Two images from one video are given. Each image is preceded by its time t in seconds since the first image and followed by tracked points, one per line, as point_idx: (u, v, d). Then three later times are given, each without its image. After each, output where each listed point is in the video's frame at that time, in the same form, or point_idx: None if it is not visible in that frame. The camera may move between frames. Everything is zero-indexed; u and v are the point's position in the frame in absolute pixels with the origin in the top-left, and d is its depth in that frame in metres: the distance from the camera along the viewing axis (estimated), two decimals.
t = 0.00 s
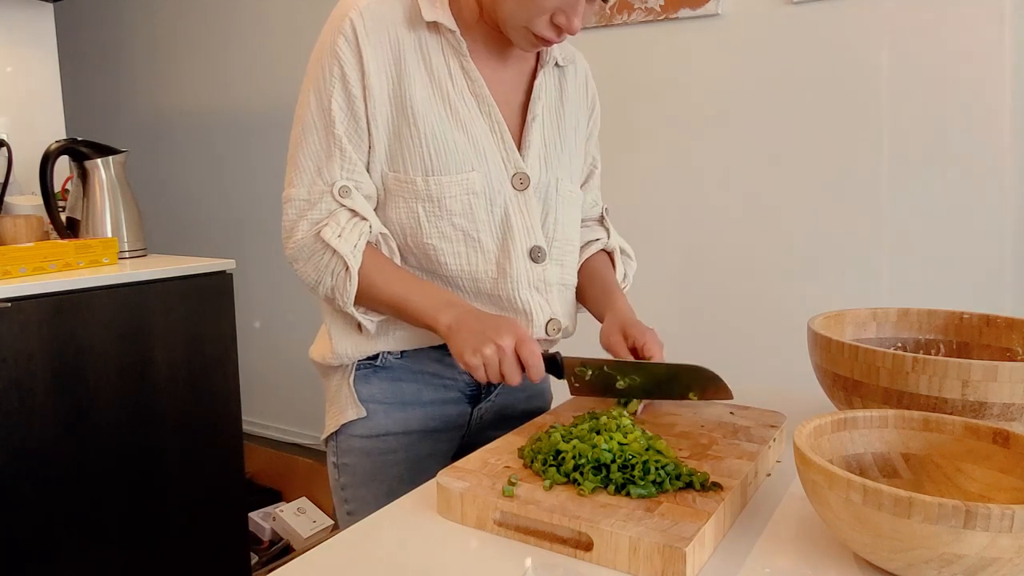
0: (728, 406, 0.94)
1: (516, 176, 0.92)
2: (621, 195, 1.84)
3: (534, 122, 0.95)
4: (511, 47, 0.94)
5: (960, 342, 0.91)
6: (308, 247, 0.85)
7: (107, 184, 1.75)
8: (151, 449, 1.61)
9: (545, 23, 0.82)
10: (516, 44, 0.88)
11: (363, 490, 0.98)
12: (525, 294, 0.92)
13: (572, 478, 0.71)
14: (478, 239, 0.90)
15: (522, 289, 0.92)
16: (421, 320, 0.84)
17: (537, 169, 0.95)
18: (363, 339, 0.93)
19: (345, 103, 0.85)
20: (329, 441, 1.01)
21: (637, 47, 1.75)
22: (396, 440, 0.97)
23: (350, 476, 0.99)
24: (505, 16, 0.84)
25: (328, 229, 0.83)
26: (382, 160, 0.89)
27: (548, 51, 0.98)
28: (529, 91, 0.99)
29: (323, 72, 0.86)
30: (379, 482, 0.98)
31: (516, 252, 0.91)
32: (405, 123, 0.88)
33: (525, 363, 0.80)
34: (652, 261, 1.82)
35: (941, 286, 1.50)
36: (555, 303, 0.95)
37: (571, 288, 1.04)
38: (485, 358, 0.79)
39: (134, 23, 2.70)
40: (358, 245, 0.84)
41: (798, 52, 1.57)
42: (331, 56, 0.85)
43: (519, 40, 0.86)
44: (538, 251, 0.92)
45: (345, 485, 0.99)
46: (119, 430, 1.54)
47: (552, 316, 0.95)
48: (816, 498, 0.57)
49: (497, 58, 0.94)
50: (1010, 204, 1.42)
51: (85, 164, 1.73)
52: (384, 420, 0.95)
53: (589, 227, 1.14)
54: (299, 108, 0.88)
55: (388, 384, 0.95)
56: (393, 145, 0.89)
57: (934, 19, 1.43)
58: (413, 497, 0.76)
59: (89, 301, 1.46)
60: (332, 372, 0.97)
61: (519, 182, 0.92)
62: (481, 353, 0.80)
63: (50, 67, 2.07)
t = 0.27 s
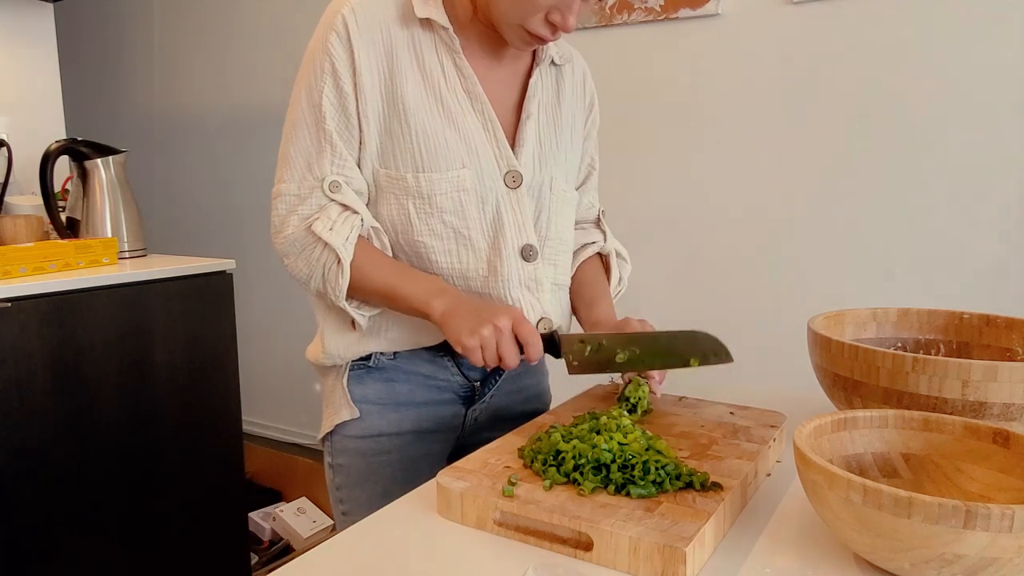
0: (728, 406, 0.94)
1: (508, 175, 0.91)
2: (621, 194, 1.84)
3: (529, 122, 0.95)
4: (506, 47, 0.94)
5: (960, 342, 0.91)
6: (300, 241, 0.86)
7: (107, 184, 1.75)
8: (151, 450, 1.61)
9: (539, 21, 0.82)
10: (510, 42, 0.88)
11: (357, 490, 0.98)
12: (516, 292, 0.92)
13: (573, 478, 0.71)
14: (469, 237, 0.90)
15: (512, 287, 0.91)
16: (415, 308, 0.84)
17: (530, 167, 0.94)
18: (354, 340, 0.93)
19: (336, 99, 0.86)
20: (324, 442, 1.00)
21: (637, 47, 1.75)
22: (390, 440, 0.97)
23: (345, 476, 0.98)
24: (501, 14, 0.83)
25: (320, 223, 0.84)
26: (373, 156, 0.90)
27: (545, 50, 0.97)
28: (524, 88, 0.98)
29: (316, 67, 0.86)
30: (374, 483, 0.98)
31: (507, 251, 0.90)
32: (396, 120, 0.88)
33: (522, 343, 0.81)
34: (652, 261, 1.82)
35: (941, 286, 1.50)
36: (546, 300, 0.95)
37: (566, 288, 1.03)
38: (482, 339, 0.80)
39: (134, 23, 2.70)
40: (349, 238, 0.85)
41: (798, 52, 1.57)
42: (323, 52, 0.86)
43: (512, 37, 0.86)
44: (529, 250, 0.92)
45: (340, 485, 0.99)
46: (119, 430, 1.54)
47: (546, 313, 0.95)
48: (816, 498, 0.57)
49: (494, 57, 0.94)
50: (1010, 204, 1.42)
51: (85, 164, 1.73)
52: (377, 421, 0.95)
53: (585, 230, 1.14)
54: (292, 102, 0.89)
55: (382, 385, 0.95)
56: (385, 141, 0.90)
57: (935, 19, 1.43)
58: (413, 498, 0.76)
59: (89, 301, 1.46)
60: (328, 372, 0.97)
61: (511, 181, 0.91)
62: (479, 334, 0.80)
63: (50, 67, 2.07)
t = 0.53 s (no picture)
0: (728, 406, 0.94)
1: (509, 173, 0.91)
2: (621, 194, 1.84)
3: (530, 118, 0.95)
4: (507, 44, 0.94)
5: (960, 342, 0.91)
6: (304, 237, 0.85)
7: (107, 183, 1.75)
8: (151, 450, 1.61)
9: (542, 17, 0.82)
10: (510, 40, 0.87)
11: (355, 492, 0.98)
12: (515, 291, 0.91)
13: (572, 478, 0.71)
14: (470, 235, 0.90)
15: (512, 286, 0.91)
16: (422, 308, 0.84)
17: (531, 165, 0.94)
18: (351, 343, 0.93)
19: (339, 94, 0.86)
20: (321, 444, 1.00)
21: (637, 47, 1.75)
22: (387, 442, 0.97)
23: (342, 478, 0.98)
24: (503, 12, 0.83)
25: (327, 219, 0.83)
26: (374, 153, 0.90)
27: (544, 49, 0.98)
28: (524, 86, 0.98)
29: (319, 62, 0.86)
30: (372, 484, 0.98)
31: (509, 249, 0.90)
32: (399, 116, 0.88)
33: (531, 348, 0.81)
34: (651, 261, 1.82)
35: (941, 286, 1.50)
36: (547, 299, 0.95)
37: (569, 289, 1.03)
38: (493, 342, 0.80)
39: (134, 23, 2.70)
40: (358, 233, 0.84)
41: (798, 52, 1.57)
42: (326, 46, 0.86)
43: (513, 35, 0.86)
44: (530, 249, 0.91)
45: (337, 487, 0.99)
46: (119, 430, 1.54)
47: (547, 313, 0.95)
48: (815, 498, 0.57)
49: (494, 55, 0.94)
50: (1010, 204, 1.42)
51: (85, 164, 1.74)
52: (375, 422, 0.95)
53: (592, 229, 1.14)
54: (294, 97, 0.89)
55: (379, 386, 0.95)
56: (387, 137, 0.90)
57: (935, 19, 1.43)
58: (413, 498, 0.76)
59: (89, 301, 1.46)
60: (325, 372, 0.97)
61: (512, 179, 0.91)
62: (490, 336, 0.80)
63: (50, 67, 2.07)
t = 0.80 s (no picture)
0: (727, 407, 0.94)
1: (519, 168, 0.91)
2: (620, 194, 1.84)
3: (537, 114, 0.95)
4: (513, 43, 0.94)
5: (960, 342, 0.91)
6: (319, 224, 0.81)
7: (107, 184, 1.75)
8: (151, 450, 1.61)
9: (550, 13, 0.82)
10: (516, 38, 0.88)
11: (361, 494, 0.99)
12: (528, 285, 0.92)
13: (572, 478, 0.71)
14: (483, 228, 0.90)
15: (526, 280, 0.91)
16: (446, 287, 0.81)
17: (541, 160, 0.95)
18: (361, 343, 0.91)
19: (351, 81, 0.84)
20: (326, 445, 1.00)
21: (637, 47, 1.75)
22: (394, 444, 0.96)
23: (348, 481, 0.98)
24: (510, 9, 0.84)
25: (341, 202, 0.80)
26: (386, 144, 0.88)
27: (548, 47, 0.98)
28: (530, 83, 0.99)
29: (329, 50, 0.84)
30: (378, 486, 0.98)
31: (521, 242, 0.90)
32: (411, 107, 0.87)
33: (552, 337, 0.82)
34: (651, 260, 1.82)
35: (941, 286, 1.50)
36: (558, 294, 0.95)
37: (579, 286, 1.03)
38: (517, 326, 0.79)
39: (133, 23, 2.70)
40: (375, 214, 0.81)
41: (799, 52, 1.57)
42: (338, 35, 0.85)
43: (520, 33, 0.86)
44: (540, 243, 0.91)
45: (343, 489, 0.99)
46: (119, 431, 1.54)
47: (557, 308, 0.95)
48: (815, 498, 0.57)
49: (502, 52, 0.94)
50: (1010, 204, 1.42)
51: (85, 164, 1.74)
52: (383, 425, 0.95)
53: (596, 226, 1.14)
54: (301, 86, 0.86)
55: (387, 389, 0.94)
56: (398, 129, 0.88)
57: (935, 19, 1.43)
58: (413, 498, 0.76)
59: (89, 301, 1.46)
60: (329, 375, 0.96)
61: (522, 174, 0.91)
62: (515, 321, 0.79)
63: (50, 67, 2.07)
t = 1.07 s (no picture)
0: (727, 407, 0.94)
1: (526, 162, 0.91)
2: (619, 195, 1.84)
3: (544, 109, 0.96)
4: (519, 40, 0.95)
5: (960, 342, 0.91)
6: (336, 201, 0.78)
7: (107, 184, 1.75)
8: (151, 450, 1.61)
9: (557, 9, 0.83)
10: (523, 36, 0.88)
11: (370, 497, 0.99)
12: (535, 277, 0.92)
13: (572, 478, 0.71)
14: (491, 219, 0.89)
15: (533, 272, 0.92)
16: (462, 264, 0.80)
17: (548, 155, 0.95)
18: (368, 340, 0.89)
19: (368, 60, 0.81)
20: (333, 448, 1.00)
21: (636, 47, 1.75)
22: (402, 446, 0.97)
23: (356, 484, 0.98)
24: (517, 7, 0.85)
25: (362, 177, 0.78)
26: (399, 128, 0.86)
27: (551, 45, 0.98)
28: (535, 83, 0.99)
29: (345, 28, 0.82)
30: (387, 488, 0.98)
31: (529, 233, 0.91)
32: (426, 93, 0.86)
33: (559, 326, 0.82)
34: (651, 261, 1.82)
35: (940, 286, 1.50)
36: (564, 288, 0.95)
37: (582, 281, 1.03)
38: (532, 310, 0.79)
39: (133, 23, 2.70)
40: (395, 193, 0.79)
41: (799, 51, 1.57)
42: (354, 14, 0.82)
43: (528, 32, 0.87)
44: (546, 236, 0.92)
45: (351, 493, 1.00)
46: (119, 431, 1.54)
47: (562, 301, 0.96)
48: (815, 498, 0.57)
49: (508, 49, 0.94)
50: (1010, 204, 1.42)
51: (85, 164, 1.74)
52: (392, 427, 0.95)
53: (594, 227, 1.14)
54: (313, 63, 0.82)
55: (396, 391, 0.94)
56: (410, 114, 0.87)
57: (935, 19, 1.43)
58: (414, 498, 0.76)
59: (89, 301, 1.46)
60: (337, 377, 0.95)
61: (530, 168, 0.91)
62: (531, 305, 0.79)
63: (50, 67, 2.07)
